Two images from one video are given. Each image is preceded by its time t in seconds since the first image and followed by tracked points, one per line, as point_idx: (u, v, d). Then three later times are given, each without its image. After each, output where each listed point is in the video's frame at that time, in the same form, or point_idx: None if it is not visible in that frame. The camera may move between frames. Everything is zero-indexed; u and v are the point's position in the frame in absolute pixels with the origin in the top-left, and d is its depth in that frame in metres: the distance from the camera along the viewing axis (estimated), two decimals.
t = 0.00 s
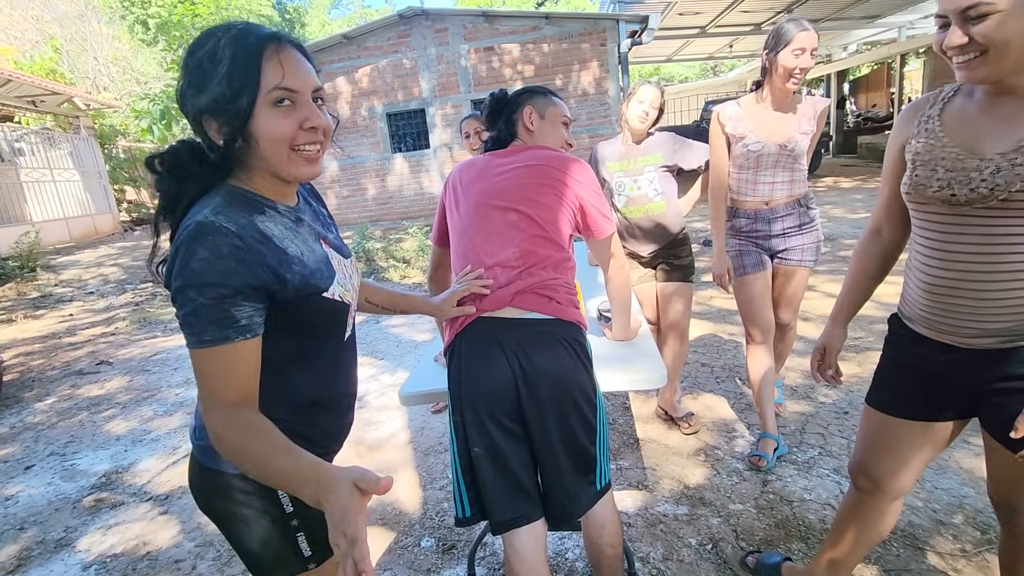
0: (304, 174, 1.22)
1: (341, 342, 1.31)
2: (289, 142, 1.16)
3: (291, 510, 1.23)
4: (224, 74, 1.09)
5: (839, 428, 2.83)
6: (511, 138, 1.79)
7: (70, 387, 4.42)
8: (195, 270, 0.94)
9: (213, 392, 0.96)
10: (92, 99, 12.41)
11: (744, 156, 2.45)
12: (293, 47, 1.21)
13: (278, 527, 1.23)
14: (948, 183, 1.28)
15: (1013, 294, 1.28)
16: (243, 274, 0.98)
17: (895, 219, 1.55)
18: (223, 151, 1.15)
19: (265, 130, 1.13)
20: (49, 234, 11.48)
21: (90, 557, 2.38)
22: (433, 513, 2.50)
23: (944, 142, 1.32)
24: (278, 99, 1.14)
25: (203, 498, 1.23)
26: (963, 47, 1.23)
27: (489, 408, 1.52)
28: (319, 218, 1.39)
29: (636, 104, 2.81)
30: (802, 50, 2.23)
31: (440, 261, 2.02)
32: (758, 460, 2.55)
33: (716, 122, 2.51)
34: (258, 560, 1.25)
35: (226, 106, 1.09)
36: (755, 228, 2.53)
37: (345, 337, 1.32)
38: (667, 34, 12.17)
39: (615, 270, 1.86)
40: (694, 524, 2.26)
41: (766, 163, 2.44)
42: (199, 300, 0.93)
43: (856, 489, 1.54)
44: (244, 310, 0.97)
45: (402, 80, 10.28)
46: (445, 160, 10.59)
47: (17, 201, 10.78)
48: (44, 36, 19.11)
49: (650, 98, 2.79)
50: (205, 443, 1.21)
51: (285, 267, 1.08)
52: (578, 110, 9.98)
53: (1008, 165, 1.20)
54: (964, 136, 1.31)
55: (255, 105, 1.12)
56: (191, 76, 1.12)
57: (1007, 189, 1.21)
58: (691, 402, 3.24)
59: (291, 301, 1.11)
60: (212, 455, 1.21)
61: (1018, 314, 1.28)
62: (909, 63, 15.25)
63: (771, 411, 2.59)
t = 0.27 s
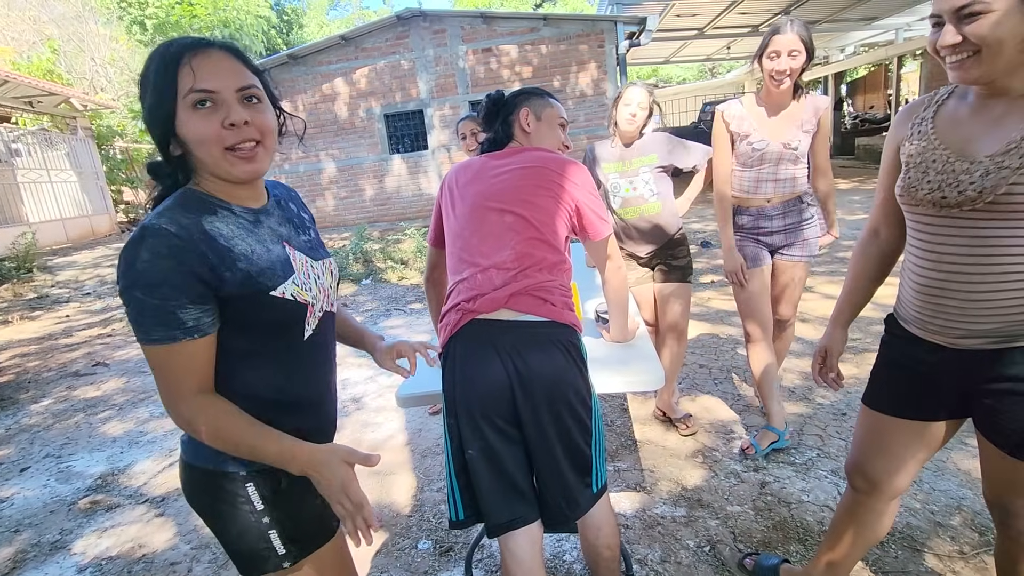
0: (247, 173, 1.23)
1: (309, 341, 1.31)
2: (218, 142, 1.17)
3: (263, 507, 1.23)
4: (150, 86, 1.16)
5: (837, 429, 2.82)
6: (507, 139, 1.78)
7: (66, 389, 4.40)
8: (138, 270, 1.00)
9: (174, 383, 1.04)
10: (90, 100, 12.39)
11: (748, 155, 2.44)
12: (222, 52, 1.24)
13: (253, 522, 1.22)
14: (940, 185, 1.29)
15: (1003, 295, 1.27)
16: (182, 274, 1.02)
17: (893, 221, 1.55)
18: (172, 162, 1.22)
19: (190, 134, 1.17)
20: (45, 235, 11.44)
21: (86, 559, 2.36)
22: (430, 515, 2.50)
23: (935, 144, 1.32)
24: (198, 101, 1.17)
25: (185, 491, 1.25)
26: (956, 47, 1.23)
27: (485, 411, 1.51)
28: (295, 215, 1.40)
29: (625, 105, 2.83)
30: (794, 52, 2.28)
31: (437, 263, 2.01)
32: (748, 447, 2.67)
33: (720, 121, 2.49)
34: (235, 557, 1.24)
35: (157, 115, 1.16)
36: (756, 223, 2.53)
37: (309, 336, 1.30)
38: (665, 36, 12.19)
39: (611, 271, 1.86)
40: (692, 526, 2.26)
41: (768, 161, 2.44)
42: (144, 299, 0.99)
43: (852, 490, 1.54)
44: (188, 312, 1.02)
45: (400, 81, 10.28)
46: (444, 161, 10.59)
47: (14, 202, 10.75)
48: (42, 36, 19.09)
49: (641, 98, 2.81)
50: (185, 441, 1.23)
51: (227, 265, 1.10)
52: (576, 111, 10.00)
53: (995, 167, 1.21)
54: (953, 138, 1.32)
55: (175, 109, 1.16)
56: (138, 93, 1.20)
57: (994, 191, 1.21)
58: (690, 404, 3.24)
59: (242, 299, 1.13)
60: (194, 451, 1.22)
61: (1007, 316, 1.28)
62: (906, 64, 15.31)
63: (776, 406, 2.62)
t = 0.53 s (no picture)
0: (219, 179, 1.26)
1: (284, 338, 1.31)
2: (188, 152, 1.20)
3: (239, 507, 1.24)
4: (121, 97, 1.19)
5: (837, 431, 2.82)
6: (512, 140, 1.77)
7: (65, 389, 4.40)
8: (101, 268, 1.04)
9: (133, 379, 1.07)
10: (90, 101, 12.40)
11: (747, 155, 2.44)
12: (193, 62, 1.27)
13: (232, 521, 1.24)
14: (940, 189, 1.29)
15: (1004, 299, 1.27)
16: (145, 274, 1.05)
17: (896, 224, 1.55)
18: (146, 170, 1.25)
19: (161, 143, 1.20)
20: (45, 236, 11.44)
21: (84, 561, 2.36)
22: (429, 517, 2.49)
23: (935, 148, 1.32)
24: (169, 111, 1.20)
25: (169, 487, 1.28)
26: (958, 48, 1.23)
27: (481, 413, 1.50)
28: (272, 219, 1.42)
29: (617, 109, 2.86)
30: (784, 50, 2.31)
31: (436, 265, 2.01)
32: (752, 447, 2.68)
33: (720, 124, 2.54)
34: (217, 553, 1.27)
35: (128, 124, 1.19)
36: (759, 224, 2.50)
37: (284, 332, 1.31)
38: (664, 38, 12.22)
39: (610, 274, 1.86)
40: (692, 528, 2.26)
41: (771, 161, 2.43)
42: (103, 295, 1.04)
43: (853, 492, 1.54)
44: (142, 308, 1.05)
45: (399, 82, 10.29)
46: (443, 162, 10.60)
47: (13, 203, 10.75)
48: (42, 37, 19.11)
49: (633, 101, 2.83)
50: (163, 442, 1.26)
51: (195, 264, 1.13)
52: (576, 113, 10.02)
53: (995, 171, 1.20)
54: (952, 141, 1.32)
55: (146, 119, 1.19)
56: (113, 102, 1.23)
57: (994, 195, 1.21)
58: (689, 406, 3.24)
59: (208, 296, 1.15)
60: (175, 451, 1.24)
61: (1008, 320, 1.28)
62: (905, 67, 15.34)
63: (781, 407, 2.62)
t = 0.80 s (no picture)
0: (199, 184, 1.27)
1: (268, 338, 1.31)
2: (166, 158, 1.21)
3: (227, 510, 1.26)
4: (100, 103, 1.19)
5: (838, 433, 2.82)
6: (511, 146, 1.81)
7: (66, 390, 4.40)
8: (85, 272, 1.05)
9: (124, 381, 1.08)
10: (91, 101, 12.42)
11: (742, 158, 2.47)
12: (173, 67, 1.27)
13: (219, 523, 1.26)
14: (945, 192, 1.28)
15: (1007, 303, 1.27)
16: (131, 278, 1.06)
17: (900, 226, 1.55)
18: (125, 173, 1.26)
19: (139, 149, 1.20)
20: (46, 236, 11.45)
21: (84, 561, 2.36)
22: (429, 518, 2.49)
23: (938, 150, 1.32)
24: (146, 118, 1.21)
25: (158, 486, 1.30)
26: (967, 46, 1.22)
27: (492, 414, 1.50)
28: (253, 222, 1.42)
29: (615, 110, 2.85)
30: (774, 50, 2.29)
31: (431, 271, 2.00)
32: (752, 450, 2.67)
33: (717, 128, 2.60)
34: (207, 553, 1.28)
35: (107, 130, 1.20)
36: (757, 232, 2.47)
37: (268, 332, 1.31)
38: (665, 39, 12.23)
39: (610, 275, 1.87)
40: (692, 530, 2.26)
41: (765, 163, 2.41)
42: (89, 300, 1.04)
43: (854, 494, 1.54)
44: (127, 312, 1.05)
45: (400, 83, 10.30)
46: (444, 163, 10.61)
47: (15, 203, 10.76)
48: (43, 38, 19.14)
49: (630, 102, 2.83)
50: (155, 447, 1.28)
51: (178, 266, 1.13)
52: (577, 114, 10.04)
53: (1000, 175, 1.20)
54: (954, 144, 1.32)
55: (124, 125, 1.20)
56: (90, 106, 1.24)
57: (1000, 199, 1.20)
58: (690, 407, 3.23)
59: (191, 298, 1.15)
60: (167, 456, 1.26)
61: (1011, 324, 1.27)
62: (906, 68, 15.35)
63: (784, 408, 2.62)
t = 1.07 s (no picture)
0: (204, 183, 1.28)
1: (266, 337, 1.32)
2: (177, 156, 1.21)
3: (230, 508, 1.26)
4: (104, 101, 1.16)
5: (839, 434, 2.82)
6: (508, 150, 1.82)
7: (67, 389, 4.40)
8: (87, 275, 1.05)
9: (129, 386, 1.08)
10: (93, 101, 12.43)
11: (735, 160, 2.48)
12: (176, 67, 1.26)
13: (220, 523, 1.26)
14: (949, 192, 1.28)
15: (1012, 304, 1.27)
16: (133, 280, 1.06)
17: (900, 228, 1.55)
18: (121, 173, 1.23)
19: (151, 149, 1.19)
20: (48, 236, 11.46)
21: (85, 561, 2.36)
22: (430, 518, 2.49)
23: (943, 150, 1.32)
24: (161, 118, 1.20)
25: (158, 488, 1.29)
26: (975, 43, 1.22)
27: (504, 413, 1.50)
28: (245, 223, 1.43)
29: (612, 111, 2.85)
30: (773, 48, 2.26)
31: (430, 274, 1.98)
32: (753, 451, 2.67)
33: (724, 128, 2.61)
34: (208, 554, 1.28)
35: (110, 130, 1.17)
36: (749, 236, 2.48)
37: (267, 331, 1.32)
38: (667, 40, 12.23)
39: (607, 273, 1.90)
40: (693, 531, 2.25)
41: (754, 167, 2.40)
42: (96, 305, 1.04)
43: (855, 496, 1.54)
44: (139, 314, 1.06)
45: (402, 83, 10.30)
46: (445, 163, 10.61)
47: (16, 203, 10.77)
48: (46, 38, 19.18)
49: (627, 103, 2.83)
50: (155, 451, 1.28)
51: (177, 267, 1.13)
52: (578, 114, 10.05)
53: (1007, 175, 1.19)
54: (959, 145, 1.31)
55: (135, 125, 1.18)
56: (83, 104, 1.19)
57: (1006, 200, 1.20)
58: (691, 408, 3.23)
59: (194, 299, 1.15)
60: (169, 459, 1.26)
61: (1014, 326, 1.27)
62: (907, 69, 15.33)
63: (785, 411, 2.61)
